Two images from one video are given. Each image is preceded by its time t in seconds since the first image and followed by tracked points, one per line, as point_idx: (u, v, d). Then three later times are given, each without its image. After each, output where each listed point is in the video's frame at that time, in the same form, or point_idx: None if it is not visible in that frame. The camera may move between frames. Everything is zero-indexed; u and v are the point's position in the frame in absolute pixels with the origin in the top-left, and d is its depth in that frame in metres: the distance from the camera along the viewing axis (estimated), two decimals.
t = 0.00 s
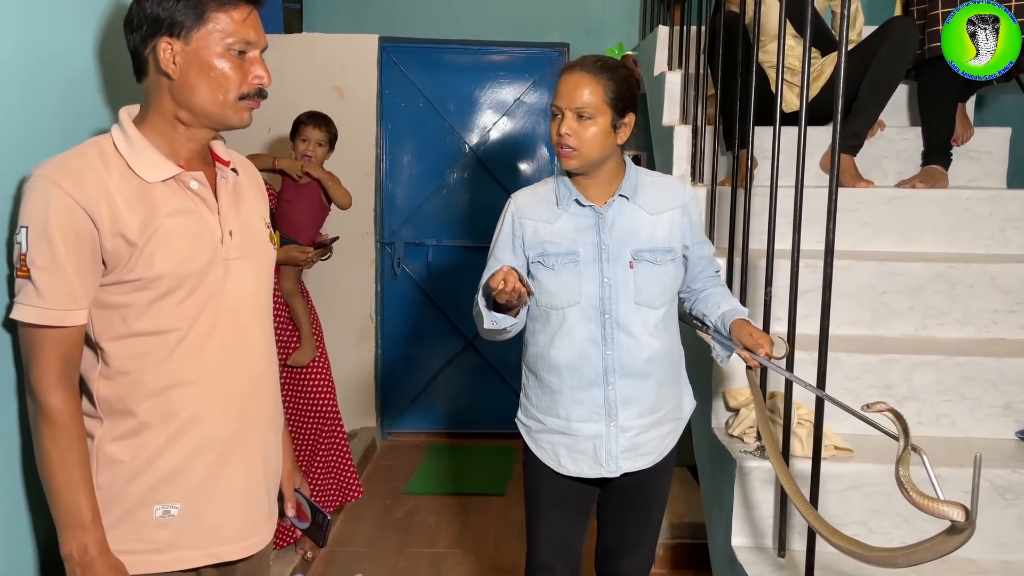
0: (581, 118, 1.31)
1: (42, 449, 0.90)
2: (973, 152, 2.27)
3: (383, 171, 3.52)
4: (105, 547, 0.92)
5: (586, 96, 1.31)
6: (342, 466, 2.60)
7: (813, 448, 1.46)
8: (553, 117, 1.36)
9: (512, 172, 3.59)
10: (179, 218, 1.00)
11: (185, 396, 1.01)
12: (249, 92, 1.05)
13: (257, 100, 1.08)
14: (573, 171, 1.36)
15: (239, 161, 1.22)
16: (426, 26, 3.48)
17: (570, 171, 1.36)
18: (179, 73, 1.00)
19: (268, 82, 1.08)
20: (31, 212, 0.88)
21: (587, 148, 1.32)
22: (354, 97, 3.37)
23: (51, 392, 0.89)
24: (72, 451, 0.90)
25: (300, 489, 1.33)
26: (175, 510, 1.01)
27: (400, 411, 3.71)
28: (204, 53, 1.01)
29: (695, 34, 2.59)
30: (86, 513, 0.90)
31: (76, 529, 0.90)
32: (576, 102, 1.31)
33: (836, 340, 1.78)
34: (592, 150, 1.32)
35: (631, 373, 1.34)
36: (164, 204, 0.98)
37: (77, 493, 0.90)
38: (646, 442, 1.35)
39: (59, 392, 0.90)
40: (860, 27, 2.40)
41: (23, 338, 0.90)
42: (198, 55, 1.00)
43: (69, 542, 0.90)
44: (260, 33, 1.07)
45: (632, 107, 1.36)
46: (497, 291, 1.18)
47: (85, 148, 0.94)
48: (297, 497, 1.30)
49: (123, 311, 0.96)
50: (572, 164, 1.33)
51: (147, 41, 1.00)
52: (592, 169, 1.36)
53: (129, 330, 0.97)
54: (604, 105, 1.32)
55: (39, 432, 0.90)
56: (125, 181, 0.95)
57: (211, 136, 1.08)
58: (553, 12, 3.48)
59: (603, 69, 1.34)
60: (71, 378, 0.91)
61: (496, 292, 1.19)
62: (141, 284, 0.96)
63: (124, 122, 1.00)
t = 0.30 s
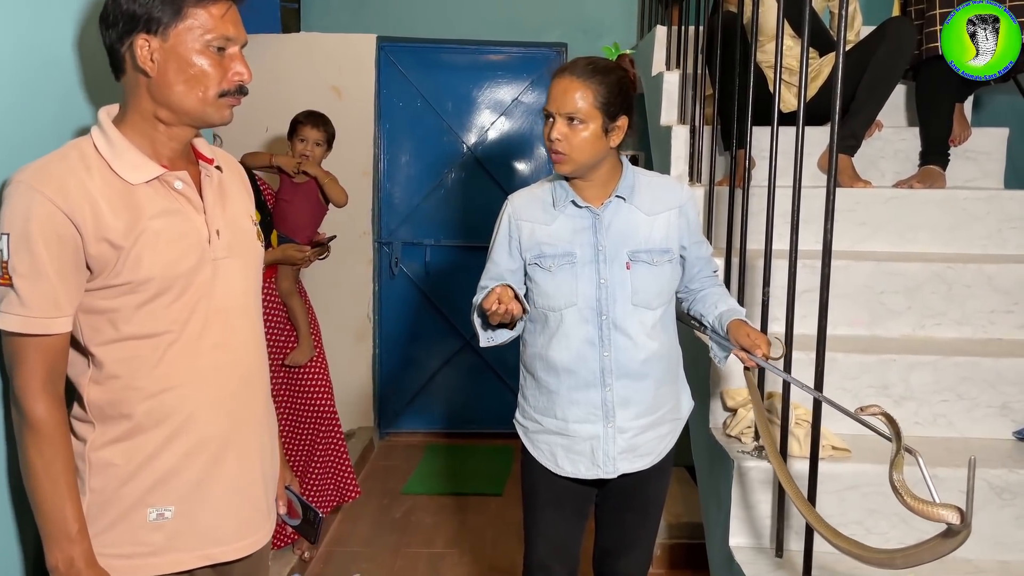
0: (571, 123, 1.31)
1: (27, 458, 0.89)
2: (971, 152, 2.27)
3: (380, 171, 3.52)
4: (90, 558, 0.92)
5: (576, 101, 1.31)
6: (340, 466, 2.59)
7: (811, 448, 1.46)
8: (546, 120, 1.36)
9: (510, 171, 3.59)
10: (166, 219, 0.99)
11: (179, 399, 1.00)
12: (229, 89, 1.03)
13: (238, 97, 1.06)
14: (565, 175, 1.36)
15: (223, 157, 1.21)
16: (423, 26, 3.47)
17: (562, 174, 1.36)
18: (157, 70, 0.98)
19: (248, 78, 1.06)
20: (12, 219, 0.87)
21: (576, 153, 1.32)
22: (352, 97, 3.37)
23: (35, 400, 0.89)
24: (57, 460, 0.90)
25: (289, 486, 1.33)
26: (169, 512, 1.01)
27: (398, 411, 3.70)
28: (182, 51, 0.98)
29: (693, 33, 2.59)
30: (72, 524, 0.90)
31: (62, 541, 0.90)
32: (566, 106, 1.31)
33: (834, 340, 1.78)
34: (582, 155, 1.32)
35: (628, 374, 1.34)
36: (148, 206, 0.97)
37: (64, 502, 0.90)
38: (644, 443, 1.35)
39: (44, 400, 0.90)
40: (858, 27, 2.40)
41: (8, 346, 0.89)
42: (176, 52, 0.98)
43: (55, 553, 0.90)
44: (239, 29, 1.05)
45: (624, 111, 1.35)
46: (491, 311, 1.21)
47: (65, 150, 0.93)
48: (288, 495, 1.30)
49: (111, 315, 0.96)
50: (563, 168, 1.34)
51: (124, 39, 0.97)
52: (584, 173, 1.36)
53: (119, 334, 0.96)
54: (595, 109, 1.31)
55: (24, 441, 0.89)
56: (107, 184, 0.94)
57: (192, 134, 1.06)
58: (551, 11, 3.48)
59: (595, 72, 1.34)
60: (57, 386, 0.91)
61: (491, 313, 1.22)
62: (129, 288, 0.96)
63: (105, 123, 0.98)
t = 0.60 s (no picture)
0: (604, 123, 1.31)
1: (24, 475, 0.89)
2: (967, 153, 2.28)
3: (377, 172, 3.52)
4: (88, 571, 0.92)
5: (607, 102, 1.31)
6: (337, 466, 2.59)
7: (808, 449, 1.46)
8: (568, 123, 1.32)
9: (508, 171, 3.59)
10: (160, 227, 0.98)
11: (175, 405, 1.00)
12: (213, 95, 1.02)
13: (222, 102, 1.05)
14: (590, 178, 1.34)
15: (208, 158, 1.21)
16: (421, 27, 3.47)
17: (587, 178, 1.34)
18: (139, 76, 0.97)
19: (233, 84, 1.06)
20: (6, 235, 0.86)
21: (610, 153, 1.32)
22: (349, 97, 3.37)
23: (30, 416, 0.88)
24: (54, 479, 0.89)
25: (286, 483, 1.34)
26: (167, 518, 1.01)
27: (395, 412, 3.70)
28: (166, 55, 0.98)
29: (690, 34, 2.59)
30: (71, 543, 0.90)
31: (60, 560, 0.90)
32: (597, 108, 1.30)
33: (831, 341, 1.78)
34: (614, 156, 1.33)
35: (625, 375, 1.34)
36: (142, 215, 0.96)
37: (60, 519, 0.90)
38: (641, 444, 1.35)
39: (40, 417, 0.89)
40: (854, 29, 2.40)
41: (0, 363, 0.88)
42: (159, 57, 0.97)
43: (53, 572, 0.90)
44: (224, 33, 1.04)
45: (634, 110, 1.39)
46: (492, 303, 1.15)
47: (54, 162, 0.91)
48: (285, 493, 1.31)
49: (109, 327, 0.96)
50: (595, 171, 1.32)
51: (104, 41, 0.96)
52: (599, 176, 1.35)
53: (118, 345, 0.96)
54: (619, 110, 1.33)
55: (20, 459, 0.89)
56: (99, 195, 0.93)
57: (177, 139, 1.05)
58: (548, 12, 3.48)
59: (610, 73, 1.35)
60: (52, 401, 0.91)
61: (495, 318, 1.16)
62: (127, 299, 0.95)
63: (88, 128, 0.97)
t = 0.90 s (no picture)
0: (599, 111, 1.31)
1: (20, 483, 0.89)
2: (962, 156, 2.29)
3: (374, 172, 3.51)
4: None
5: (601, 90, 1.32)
6: (332, 467, 2.59)
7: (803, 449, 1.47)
8: (564, 112, 1.32)
9: (505, 172, 3.60)
10: (156, 233, 0.98)
11: (170, 409, 1.00)
12: (209, 99, 1.02)
13: (217, 106, 1.05)
14: (586, 169, 1.34)
15: (200, 160, 1.21)
16: (417, 29, 3.48)
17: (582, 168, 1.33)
18: (135, 79, 0.97)
19: (229, 87, 1.06)
20: (4, 243, 0.85)
21: (606, 141, 1.31)
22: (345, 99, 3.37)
23: (27, 424, 0.88)
24: (51, 488, 0.89)
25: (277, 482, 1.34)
26: (162, 522, 1.00)
27: (391, 413, 3.69)
28: (162, 59, 0.97)
29: (686, 37, 2.60)
30: (69, 551, 0.90)
31: (59, 567, 0.90)
32: (591, 95, 1.31)
33: (825, 342, 1.79)
34: (610, 145, 1.32)
35: (621, 374, 1.34)
36: (138, 221, 0.96)
37: (57, 527, 0.89)
38: (636, 443, 1.35)
39: (37, 425, 0.89)
40: (849, 31, 2.41)
41: None
42: (155, 61, 0.97)
43: None
44: (220, 37, 1.04)
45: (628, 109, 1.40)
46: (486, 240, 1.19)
47: (49, 168, 0.91)
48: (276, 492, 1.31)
49: (105, 334, 0.95)
50: (591, 159, 1.31)
51: (100, 44, 0.96)
52: (597, 169, 1.34)
53: (113, 352, 0.96)
54: (614, 101, 1.34)
55: (16, 468, 0.89)
56: (96, 202, 0.92)
57: (172, 143, 1.05)
58: (545, 14, 3.49)
59: (605, 68, 1.37)
60: (48, 409, 0.90)
61: (490, 274, 1.20)
62: (123, 306, 0.95)
63: (82, 131, 0.97)
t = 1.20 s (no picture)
0: (561, 122, 1.32)
1: (12, 485, 0.89)
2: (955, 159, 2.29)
3: (370, 174, 3.51)
4: None
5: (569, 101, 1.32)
6: (326, 470, 2.58)
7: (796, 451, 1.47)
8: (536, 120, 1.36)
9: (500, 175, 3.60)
10: (154, 236, 0.98)
11: (165, 412, 1.00)
12: (212, 106, 1.03)
13: (219, 114, 1.05)
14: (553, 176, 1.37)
15: (200, 164, 1.21)
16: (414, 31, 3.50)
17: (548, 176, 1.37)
18: (139, 82, 0.97)
19: (231, 96, 1.06)
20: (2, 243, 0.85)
21: (565, 153, 1.32)
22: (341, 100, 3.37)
23: (19, 426, 0.88)
24: (43, 489, 0.89)
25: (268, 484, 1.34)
26: (155, 525, 1.01)
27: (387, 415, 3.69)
28: (167, 64, 0.98)
29: (681, 39, 2.61)
30: (59, 554, 0.90)
31: (48, 570, 0.90)
32: (557, 106, 1.32)
33: (819, 344, 1.79)
34: (572, 156, 1.33)
35: (612, 375, 1.34)
36: (136, 223, 0.96)
37: (49, 529, 0.89)
38: (627, 445, 1.35)
39: (30, 427, 0.88)
40: (843, 34, 2.42)
41: None
42: (160, 65, 0.97)
43: None
44: (227, 45, 1.05)
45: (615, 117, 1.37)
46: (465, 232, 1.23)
47: (49, 169, 0.91)
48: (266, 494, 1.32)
49: (100, 336, 0.95)
50: (551, 169, 1.34)
51: (106, 45, 0.96)
52: (571, 175, 1.36)
53: (108, 353, 0.96)
54: (586, 111, 1.33)
55: (9, 469, 0.88)
56: (95, 204, 0.93)
57: (171, 146, 1.05)
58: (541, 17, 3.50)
59: (589, 76, 1.35)
60: (42, 411, 0.90)
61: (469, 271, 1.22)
62: (120, 308, 0.95)
63: (83, 131, 0.97)
